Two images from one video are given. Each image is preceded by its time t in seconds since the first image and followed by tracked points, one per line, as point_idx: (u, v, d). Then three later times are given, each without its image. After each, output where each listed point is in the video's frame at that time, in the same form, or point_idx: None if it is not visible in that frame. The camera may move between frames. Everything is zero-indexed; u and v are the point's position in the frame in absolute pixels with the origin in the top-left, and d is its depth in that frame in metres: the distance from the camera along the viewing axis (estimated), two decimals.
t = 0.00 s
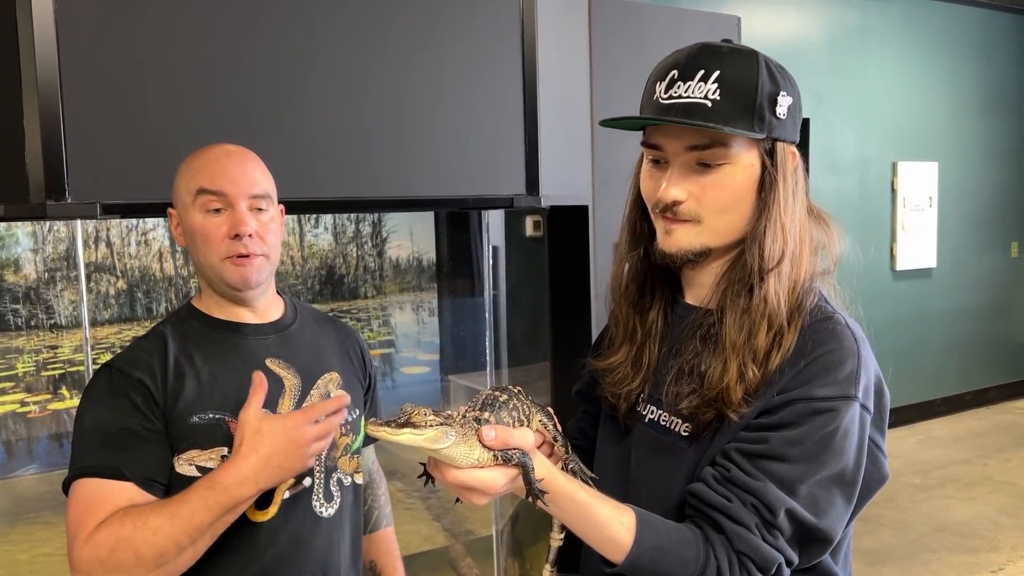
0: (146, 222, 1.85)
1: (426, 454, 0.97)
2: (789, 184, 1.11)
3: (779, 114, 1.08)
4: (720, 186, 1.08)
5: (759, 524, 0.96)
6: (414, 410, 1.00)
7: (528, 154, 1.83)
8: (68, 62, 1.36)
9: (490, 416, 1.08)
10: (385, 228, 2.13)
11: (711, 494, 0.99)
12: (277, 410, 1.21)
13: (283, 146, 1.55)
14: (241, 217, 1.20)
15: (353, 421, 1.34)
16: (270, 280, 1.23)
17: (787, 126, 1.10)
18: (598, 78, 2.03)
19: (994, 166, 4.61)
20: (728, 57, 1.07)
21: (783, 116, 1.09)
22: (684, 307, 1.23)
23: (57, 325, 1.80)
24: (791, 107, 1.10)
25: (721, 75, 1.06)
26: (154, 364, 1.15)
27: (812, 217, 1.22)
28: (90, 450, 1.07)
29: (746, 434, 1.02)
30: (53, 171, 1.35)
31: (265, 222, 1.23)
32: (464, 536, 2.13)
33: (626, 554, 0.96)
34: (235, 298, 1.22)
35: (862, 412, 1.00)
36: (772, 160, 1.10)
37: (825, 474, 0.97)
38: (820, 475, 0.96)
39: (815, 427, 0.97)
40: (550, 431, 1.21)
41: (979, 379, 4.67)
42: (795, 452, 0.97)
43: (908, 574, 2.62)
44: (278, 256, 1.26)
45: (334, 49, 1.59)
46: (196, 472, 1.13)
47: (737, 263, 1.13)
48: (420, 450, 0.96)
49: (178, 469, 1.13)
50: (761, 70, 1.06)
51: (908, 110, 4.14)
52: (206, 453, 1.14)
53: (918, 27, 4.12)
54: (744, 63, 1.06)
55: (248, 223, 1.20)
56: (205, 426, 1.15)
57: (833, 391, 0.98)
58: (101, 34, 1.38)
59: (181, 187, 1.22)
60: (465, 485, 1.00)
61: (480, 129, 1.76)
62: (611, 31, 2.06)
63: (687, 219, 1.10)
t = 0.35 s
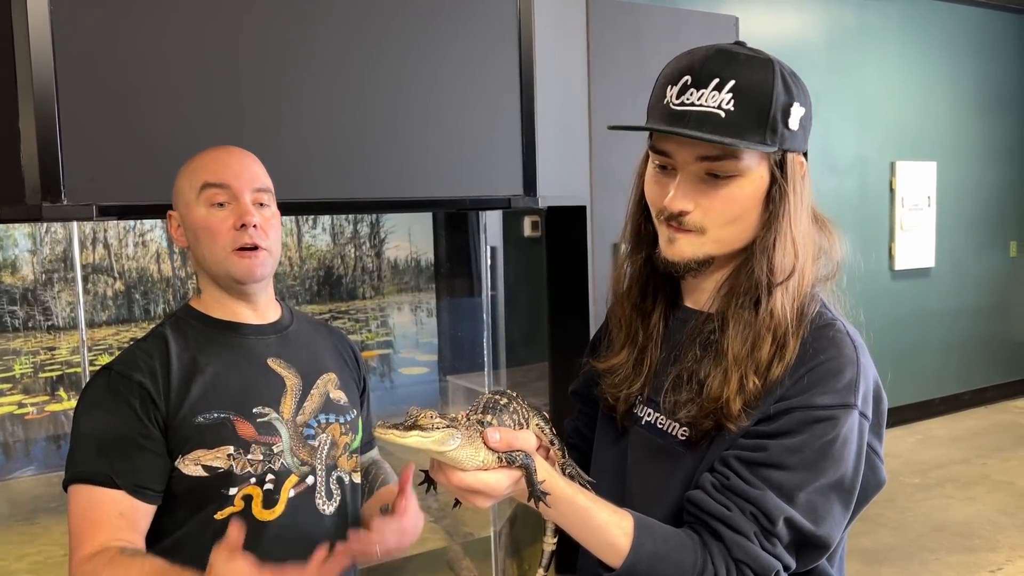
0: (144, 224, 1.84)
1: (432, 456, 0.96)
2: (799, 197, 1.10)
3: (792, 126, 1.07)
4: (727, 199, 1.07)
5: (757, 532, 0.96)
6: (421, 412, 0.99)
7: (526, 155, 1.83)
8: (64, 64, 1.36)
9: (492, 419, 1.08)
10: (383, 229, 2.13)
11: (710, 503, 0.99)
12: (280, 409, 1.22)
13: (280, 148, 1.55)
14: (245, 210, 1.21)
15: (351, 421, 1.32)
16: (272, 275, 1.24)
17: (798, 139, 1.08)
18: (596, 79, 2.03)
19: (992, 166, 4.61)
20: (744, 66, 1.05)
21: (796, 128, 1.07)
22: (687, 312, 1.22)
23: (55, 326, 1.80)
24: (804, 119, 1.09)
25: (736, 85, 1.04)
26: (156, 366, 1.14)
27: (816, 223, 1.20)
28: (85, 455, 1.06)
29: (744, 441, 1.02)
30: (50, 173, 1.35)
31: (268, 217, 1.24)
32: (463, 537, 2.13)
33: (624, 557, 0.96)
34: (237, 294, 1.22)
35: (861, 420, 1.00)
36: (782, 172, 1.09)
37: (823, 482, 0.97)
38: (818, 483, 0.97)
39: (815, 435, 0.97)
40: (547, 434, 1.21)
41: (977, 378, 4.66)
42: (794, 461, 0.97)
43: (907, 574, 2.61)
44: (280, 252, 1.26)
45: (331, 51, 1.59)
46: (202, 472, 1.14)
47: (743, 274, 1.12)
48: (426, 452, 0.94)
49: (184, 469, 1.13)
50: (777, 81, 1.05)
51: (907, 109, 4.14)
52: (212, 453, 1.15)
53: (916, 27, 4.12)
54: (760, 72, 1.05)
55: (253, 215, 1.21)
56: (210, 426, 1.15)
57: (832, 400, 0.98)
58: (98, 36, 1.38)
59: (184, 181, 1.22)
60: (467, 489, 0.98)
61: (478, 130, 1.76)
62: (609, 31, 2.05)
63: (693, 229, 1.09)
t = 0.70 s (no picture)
0: (143, 224, 1.84)
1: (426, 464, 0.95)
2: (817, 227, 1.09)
3: (827, 164, 1.01)
4: (745, 228, 1.05)
5: (752, 535, 0.96)
6: (414, 419, 0.98)
7: (524, 155, 1.83)
8: (61, 65, 1.36)
9: (485, 424, 1.07)
10: (382, 229, 2.13)
11: (705, 504, 1.00)
12: (270, 418, 1.23)
13: (279, 149, 1.55)
14: (251, 223, 1.20)
15: (347, 428, 1.31)
16: (274, 288, 1.24)
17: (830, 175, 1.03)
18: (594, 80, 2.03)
19: (991, 164, 4.61)
20: (792, 96, 0.98)
21: (829, 165, 1.02)
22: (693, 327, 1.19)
23: (53, 327, 1.80)
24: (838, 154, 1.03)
25: (779, 116, 0.98)
26: (145, 374, 1.16)
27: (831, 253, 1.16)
28: (72, 462, 1.10)
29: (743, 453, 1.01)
30: (47, 174, 1.35)
31: (273, 229, 1.23)
32: (462, 537, 2.12)
33: (619, 559, 0.96)
34: (236, 304, 1.22)
35: (859, 425, 1.00)
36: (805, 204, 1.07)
37: (819, 485, 0.97)
38: (814, 486, 0.97)
39: (810, 440, 0.97)
40: (541, 437, 1.21)
41: (977, 377, 4.67)
42: (789, 464, 0.97)
43: (907, 572, 2.62)
44: (283, 262, 1.25)
45: (328, 51, 1.58)
46: (188, 481, 1.16)
47: (755, 297, 1.09)
48: (420, 459, 0.94)
49: (171, 477, 1.15)
50: (822, 117, 0.98)
51: (906, 107, 4.14)
52: (198, 463, 1.16)
53: (915, 25, 4.12)
54: (807, 104, 0.98)
55: (258, 230, 1.19)
56: (196, 436, 1.16)
57: (829, 405, 0.98)
58: (95, 37, 1.38)
59: (190, 188, 1.21)
60: (462, 495, 0.98)
61: (476, 131, 1.76)
62: (607, 31, 2.05)
63: (705, 251, 1.07)
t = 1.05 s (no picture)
0: (141, 223, 1.84)
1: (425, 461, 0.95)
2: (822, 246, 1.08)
3: (838, 183, 1.01)
4: (750, 237, 1.04)
5: (753, 533, 0.96)
6: (411, 417, 0.99)
7: (523, 153, 1.83)
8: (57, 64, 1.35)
9: (483, 421, 1.07)
10: (380, 228, 2.12)
11: (706, 503, 1.00)
12: (262, 418, 1.22)
13: (276, 148, 1.55)
14: (238, 225, 1.19)
15: (343, 426, 1.31)
16: (264, 288, 1.24)
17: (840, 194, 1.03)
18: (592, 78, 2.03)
19: (990, 163, 4.61)
20: (816, 110, 0.98)
21: (840, 185, 1.02)
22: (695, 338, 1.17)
23: (51, 327, 1.79)
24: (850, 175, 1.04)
25: (802, 128, 0.97)
26: (135, 377, 1.16)
27: (836, 266, 1.15)
28: (68, 465, 1.10)
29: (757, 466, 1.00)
30: (44, 172, 1.35)
31: (262, 230, 1.22)
32: (462, 536, 2.12)
33: (618, 558, 0.96)
34: (226, 304, 1.23)
35: (860, 422, 1.00)
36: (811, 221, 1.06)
37: (819, 484, 0.97)
38: (815, 484, 0.97)
39: (811, 439, 0.98)
40: (540, 435, 1.21)
41: (976, 375, 4.67)
42: (789, 463, 0.98)
43: (906, 570, 2.62)
44: (273, 262, 1.25)
45: (326, 50, 1.58)
46: (180, 484, 1.16)
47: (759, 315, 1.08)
48: (418, 457, 0.94)
49: (164, 480, 1.15)
50: (841, 137, 0.98)
51: (905, 105, 4.14)
52: (189, 465, 1.16)
53: (914, 23, 4.12)
54: (829, 121, 0.98)
55: (246, 232, 1.19)
56: (187, 438, 1.16)
57: (831, 403, 0.99)
58: (91, 35, 1.37)
59: (177, 190, 1.20)
60: (460, 493, 0.97)
61: (474, 130, 1.76)
62: (604, 30, 2.05)
63: (708, 257, 1.06)
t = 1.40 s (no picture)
0: (139, 222, 1.84)
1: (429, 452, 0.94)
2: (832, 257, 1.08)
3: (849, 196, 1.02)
4: (759, 244, 1.03)
5: (758, 530, 0.96)
6: (417, 406, 0.97)
7: (521, 151, 1.82)
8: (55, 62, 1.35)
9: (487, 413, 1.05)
10: (379, 226, 2.11)
11: (711, 500, 1.00)
12: (262, 417, 1.22)
13: (274, 146, 1.54)
14: (237, 223, 1.18)
15: (343, 423, 1.31)
16: (261, 286, 1.23)
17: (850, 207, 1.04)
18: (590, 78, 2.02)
19: (989, 161, 4.61)
20: (834, 121, 0.97)
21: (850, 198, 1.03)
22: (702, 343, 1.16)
23: (50, 326, 1.79)
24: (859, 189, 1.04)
25: (819, 138, 0.97)
26: (133, 377, 1.16)
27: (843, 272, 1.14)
28: (65, 466, 1.10)
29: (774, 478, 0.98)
30: (41, 170, 1.34)
31: (260, 227, 1.22)
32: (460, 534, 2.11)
33: (619, 554, 0.96)
34: (224, 303, 1.22)
35: (864, 421, 1.01)
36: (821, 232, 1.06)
37: (823, 482, 0.97)
38: (819, 482, 0.97)
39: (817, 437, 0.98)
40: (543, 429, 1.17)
41: (975, 373, 4.67)
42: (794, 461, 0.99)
43: (906, 567, 2.61)
44: (271, 260, 1.25)
45: (324, 48, 1.58)
46: (180, 483, 1.16)
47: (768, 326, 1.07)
48: (422, 446, 0.92)
49: (164, 480, 1.15)
50: (857, 149, 0.98)
51: (903, 103, 4.14)
52: (189, 465, 1.16)
53: (912, 22, 4.12)
54: (846, 134, 0.98)
55: (244, 230, 1.18)
56: (186, 437, 1.16)
57: (837, 402, 1.00)
58: (89, 33, 1.37)
59: (174, 187, 1.19)
60: (462, 483, 0.96)
61: (472, 128, 1.75)
62: (603, 28, 2.04)
63: (716, 263, 1.05)
